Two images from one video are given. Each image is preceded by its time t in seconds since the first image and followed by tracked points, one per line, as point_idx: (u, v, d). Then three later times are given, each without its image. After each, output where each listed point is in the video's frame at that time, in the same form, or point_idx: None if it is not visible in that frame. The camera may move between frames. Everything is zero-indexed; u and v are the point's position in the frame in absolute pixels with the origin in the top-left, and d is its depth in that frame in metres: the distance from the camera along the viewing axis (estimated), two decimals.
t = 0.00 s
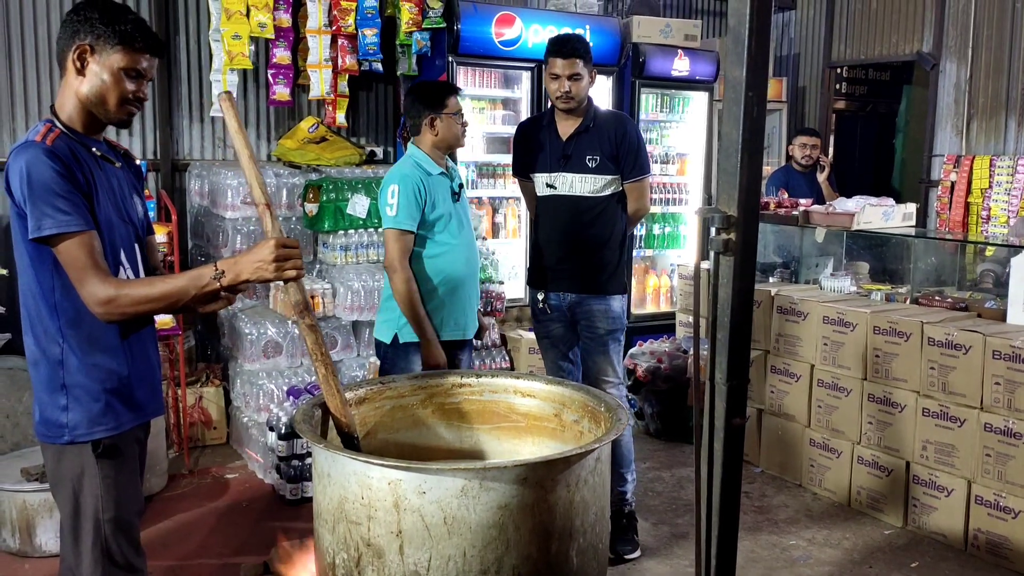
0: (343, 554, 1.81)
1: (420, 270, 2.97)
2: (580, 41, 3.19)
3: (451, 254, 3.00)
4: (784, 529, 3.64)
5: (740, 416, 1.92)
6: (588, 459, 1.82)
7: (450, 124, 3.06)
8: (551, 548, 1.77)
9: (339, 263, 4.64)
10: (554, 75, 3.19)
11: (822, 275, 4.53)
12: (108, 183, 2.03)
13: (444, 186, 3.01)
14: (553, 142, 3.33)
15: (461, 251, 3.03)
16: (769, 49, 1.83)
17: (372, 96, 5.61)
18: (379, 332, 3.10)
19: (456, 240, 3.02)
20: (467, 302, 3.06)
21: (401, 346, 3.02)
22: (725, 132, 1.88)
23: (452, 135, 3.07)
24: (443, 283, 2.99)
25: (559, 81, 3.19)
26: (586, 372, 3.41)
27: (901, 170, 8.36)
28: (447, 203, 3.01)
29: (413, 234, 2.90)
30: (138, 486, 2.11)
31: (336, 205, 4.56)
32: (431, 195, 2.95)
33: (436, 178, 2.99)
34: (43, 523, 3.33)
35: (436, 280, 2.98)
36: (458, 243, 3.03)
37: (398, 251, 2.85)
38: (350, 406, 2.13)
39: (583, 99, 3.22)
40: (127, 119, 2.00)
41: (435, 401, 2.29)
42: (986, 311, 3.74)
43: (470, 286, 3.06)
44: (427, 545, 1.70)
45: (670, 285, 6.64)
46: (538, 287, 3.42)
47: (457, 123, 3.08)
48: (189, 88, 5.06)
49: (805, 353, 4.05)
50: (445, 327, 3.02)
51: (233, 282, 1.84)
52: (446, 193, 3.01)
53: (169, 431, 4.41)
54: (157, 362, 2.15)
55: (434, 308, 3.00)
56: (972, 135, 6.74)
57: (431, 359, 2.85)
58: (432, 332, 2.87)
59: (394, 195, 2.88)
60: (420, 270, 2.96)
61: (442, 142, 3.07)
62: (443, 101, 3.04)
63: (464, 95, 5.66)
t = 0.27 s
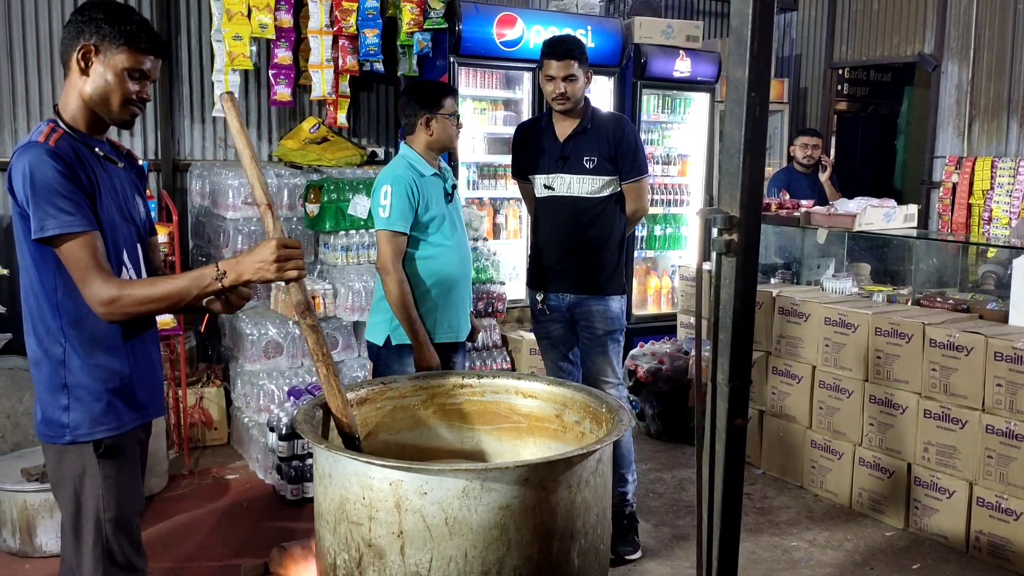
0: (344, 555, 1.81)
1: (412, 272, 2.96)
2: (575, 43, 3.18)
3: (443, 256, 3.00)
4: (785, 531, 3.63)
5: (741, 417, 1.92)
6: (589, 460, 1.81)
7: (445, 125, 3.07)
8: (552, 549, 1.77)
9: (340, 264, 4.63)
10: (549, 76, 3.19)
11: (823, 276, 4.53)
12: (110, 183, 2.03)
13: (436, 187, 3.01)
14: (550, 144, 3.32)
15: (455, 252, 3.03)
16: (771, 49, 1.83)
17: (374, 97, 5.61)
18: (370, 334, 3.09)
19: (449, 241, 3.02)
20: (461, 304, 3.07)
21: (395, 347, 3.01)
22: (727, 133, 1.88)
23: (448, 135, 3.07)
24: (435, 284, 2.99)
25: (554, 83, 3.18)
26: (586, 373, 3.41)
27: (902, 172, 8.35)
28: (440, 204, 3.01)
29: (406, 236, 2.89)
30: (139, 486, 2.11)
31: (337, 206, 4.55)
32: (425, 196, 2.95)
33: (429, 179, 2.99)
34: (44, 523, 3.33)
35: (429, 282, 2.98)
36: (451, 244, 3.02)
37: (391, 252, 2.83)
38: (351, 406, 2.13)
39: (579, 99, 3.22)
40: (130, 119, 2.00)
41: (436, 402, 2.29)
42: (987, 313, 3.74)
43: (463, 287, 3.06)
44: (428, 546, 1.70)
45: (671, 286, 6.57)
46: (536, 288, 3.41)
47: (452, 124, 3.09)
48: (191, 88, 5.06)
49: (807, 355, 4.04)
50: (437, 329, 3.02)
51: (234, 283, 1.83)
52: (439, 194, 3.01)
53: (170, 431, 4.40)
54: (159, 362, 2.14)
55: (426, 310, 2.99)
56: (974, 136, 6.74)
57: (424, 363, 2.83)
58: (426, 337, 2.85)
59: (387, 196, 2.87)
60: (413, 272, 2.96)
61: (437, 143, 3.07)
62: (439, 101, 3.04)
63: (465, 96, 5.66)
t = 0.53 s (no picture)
0: (345, 556, 1.81)
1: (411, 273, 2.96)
2: (570, 43, 3.20)
3: (442, 257, 3.00)
4: (786, 532, 3.63)
5: (743, 418, 1.92)
6: (591, 461, 1.81)
7: (444, 126, 3.07)
8: (553, 550, 1.77)
9: (341, 265, 4.63)
10: (544, 76, 3.20)
11: (823, 278, 4.53)
12: (112, 184, 2.03)
13: (434, 188, 3.01)
14: (548, 146, 3.33)
15: (453, 253, 3.03)
16: (772, 52, 1.83)
17: (375, 98, 5.61)
18: (369, 336, 3.09)
19: (447, 242, 3.02)
20: (460, 304, 3.07)
21: (394, 349, 3.01)
22: (729, 135, 1.88)
23: (445, 137, 3.08)
24: (434, 285, 2.99)
25: (549, 82, 3.20)
26: (586, 374, 3.41)
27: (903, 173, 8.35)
28: (438, 205, 3.01)
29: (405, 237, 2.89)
30: (141, 487, 2.11)
31: (338, 206, 4.55)
32: (423, 197, 2.95)
33: (426, 180, 2.99)
34: (44, 523, 3.33)
35: (428, 283, 2.98)
36: (449, 245, 3.03)
37: (390, 254, 2.83)
38: (353, 407, 2.13)
39: (574, 98, 3.22)
40: (132, 121, 2.00)
41: (438, 403, 2.29)
42: (988, 315, 3.73)
43: (461, 288, 3.06)
44: (429, 547, 1.70)
45: (671, 286, 6.59)
46: (537, 289, 3.41)
47: (450, 125, 3.09)
48: (192, 90, 5.06)
49: (807, 356, 4.04)
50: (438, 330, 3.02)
51: (236, 284, 1.83)
52: (437, 195, 3.01)
53: (171, 432, 4.40)
54: (161, 363, 2.15)
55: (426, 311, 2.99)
56: (974, 137, 6.75)
57: (432, 360, 2.84)
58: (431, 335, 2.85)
59: (385, 198, 2.87)
60: (413, 273, 2.96)
61: (435, 144, 3.07)
62: (438, 102, 3.05)
63: (466, 97, 5.66)
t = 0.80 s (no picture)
0: (346, 558, 1.81)
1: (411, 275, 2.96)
2: (566, 44, 3.22)
3: (443, 259, 3.00)
4: (786, 534, 3.63)
5: (743, 420, 1.93)
6: (591, 464, 1.81)
7: (443, 129, 3.07)
8: (554, 553, 1.77)
9: (342, 267, 4.62)
10: (539, 76, 3.24)
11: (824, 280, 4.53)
12: (114, 186, 2.03)
13: (434, 190, 3.01)
14: (548, 148, 3.34)
15: (454, 255, 3.03)
16: (773, 55, 1.84)
17: (376, 100, 5.61)
18: (370, 338, 3.09)
19: (448, 244, 3.03)
20: (460, 307, 3.07)
21: (393, 351, 3.01)
22: (729, 137, 1.88)
23: (445, 139, 3.08)
24: (434, 287, 2.99)
25: (543, 82, 3.23)
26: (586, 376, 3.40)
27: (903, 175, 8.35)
28: (437, 207, 3.01)
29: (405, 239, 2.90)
30: (142, 489, 2.11)
31: (338, 209, 4.53)
32: (422, 199, 2.96)
33: (426, 183, 2.99)
34: (45, 525, 3.33)
35: (428, 285, 2.98)
36: (450, 247, 3.03)
37: (390, 256, 2.83)
38: (353, 409, 2.13)
39: (568, 98, 3.24)
40: (134, 123, 2.01)
41: (438, 405, 2.29)
42: (989, 317, 3.73)
43: (462, 290, 3.06)
44: (429, 549, 1.70)
45: (672, 288, 6.60)
46: (538, 291, 3.41)
47: (450, 128, 3.10)
48: (193, 92, 5.07)
49: (808, 358, 4.04)
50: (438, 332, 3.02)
51: (236, 286, 1.83)
52: (437, 198, 3.02)
53: (171, 434, 4.40)
54: (162, 365, 2.15)
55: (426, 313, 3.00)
56: (974, 140, 6.76)
57: (431, 363, 2.84)
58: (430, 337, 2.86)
59: (385, 199, 2.88)
60: (413, 275, 2.96)
61: (434, 146, 3.07)
62: (437, 104, 3.05)
63: (466, 99, 5.65)
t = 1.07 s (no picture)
0: (345, 560, 1.81)
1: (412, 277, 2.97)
2: (564, 47, 3.22)
3: (444, 261, 3.00)
4: (786, 537, 3.63)
5: (744, 423, 1.92)
6: (591, 466, 1.81)
7: (444, 131, 3.07)
8: (554, 555, 1.77)
9: (342, 269, 4.61)
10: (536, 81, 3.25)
11: (824, 283, 4.53)
12: (115, 188, 2.03)
13: (435, 193, 3.01)
14: (551, 150, 3.35)
15: (455, 257, 3.03)
16: (773, 57, 1.84)
17: (376, 102, 5.61)
18: (373, 341, 3.09)
19: (449, 246, 3.02)
20: (461, 310, 3.06)
21: (393, 354, 3.01)
22: (729, 140, 1.88)
23: (446, 141, 3.08)
24: (434, 289, 2.99)
25: (542, 87, 3.25)
26: (591, 381, 3.39)
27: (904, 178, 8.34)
28: (439, 209, 3.01)
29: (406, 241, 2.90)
30: (142, 491, 2.11)
31: (339, 211, 4.56)
32: (423, 202, 2.95)
33: (427, 185, 2.98)
34: (44, 527, 3.32)
35: (428, 287, 2.98)
36: (451, 249, 3.03)
37: (391, 258, 2.83)
38: (354, 411, 2.13)
39: (568, 100, 3.24)
40: (135, 123, 2.01)
41: (438, 408, 2.29)
42: (989, 320, 3.73)
43: (464, 292, 3.06)
44: (429, 552, 1.70)
45: (672, 291, 6.61)
46: (540, 293, 3.41)
47: (451, 130, 3.10)
48: (193, 94, 5.07)
49: (808, 361, 4.04)
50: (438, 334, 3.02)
51: (237, 288, 1.83)
52: (438, 200, 3.02)
53: (171, 436, 4.40)
54: (162, 367, 2.15)
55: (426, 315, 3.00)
56: (975, 142, 6.76)
57: (428, 367, 2.82)
58: (427, 341, 2.84)
59: (385, 202, 2.88)
60: (413, 277, 2.97)
61: (436, 148, 3.07)
62: (439, 106, 3.05)
63: (467, 102, 5.66)
